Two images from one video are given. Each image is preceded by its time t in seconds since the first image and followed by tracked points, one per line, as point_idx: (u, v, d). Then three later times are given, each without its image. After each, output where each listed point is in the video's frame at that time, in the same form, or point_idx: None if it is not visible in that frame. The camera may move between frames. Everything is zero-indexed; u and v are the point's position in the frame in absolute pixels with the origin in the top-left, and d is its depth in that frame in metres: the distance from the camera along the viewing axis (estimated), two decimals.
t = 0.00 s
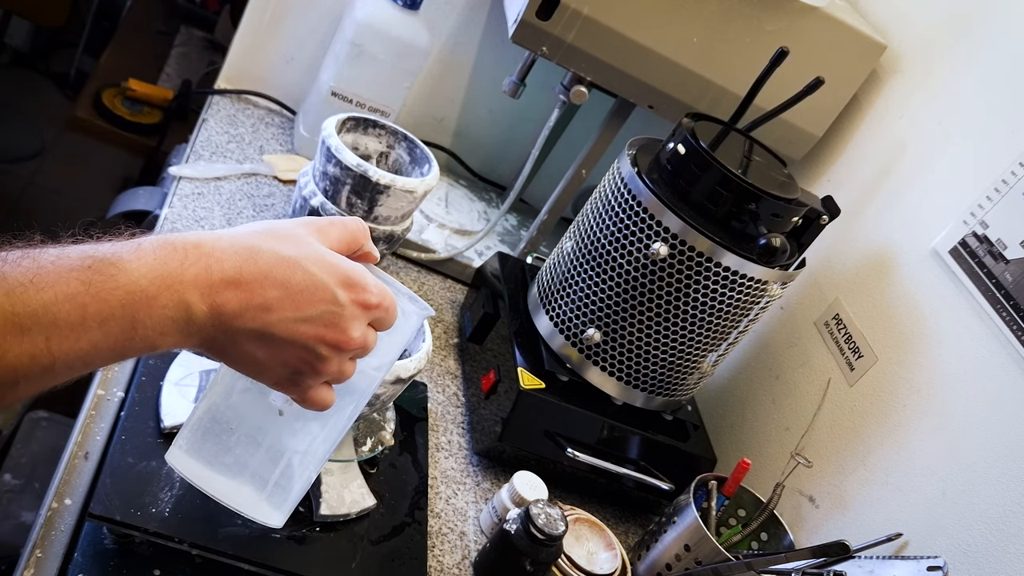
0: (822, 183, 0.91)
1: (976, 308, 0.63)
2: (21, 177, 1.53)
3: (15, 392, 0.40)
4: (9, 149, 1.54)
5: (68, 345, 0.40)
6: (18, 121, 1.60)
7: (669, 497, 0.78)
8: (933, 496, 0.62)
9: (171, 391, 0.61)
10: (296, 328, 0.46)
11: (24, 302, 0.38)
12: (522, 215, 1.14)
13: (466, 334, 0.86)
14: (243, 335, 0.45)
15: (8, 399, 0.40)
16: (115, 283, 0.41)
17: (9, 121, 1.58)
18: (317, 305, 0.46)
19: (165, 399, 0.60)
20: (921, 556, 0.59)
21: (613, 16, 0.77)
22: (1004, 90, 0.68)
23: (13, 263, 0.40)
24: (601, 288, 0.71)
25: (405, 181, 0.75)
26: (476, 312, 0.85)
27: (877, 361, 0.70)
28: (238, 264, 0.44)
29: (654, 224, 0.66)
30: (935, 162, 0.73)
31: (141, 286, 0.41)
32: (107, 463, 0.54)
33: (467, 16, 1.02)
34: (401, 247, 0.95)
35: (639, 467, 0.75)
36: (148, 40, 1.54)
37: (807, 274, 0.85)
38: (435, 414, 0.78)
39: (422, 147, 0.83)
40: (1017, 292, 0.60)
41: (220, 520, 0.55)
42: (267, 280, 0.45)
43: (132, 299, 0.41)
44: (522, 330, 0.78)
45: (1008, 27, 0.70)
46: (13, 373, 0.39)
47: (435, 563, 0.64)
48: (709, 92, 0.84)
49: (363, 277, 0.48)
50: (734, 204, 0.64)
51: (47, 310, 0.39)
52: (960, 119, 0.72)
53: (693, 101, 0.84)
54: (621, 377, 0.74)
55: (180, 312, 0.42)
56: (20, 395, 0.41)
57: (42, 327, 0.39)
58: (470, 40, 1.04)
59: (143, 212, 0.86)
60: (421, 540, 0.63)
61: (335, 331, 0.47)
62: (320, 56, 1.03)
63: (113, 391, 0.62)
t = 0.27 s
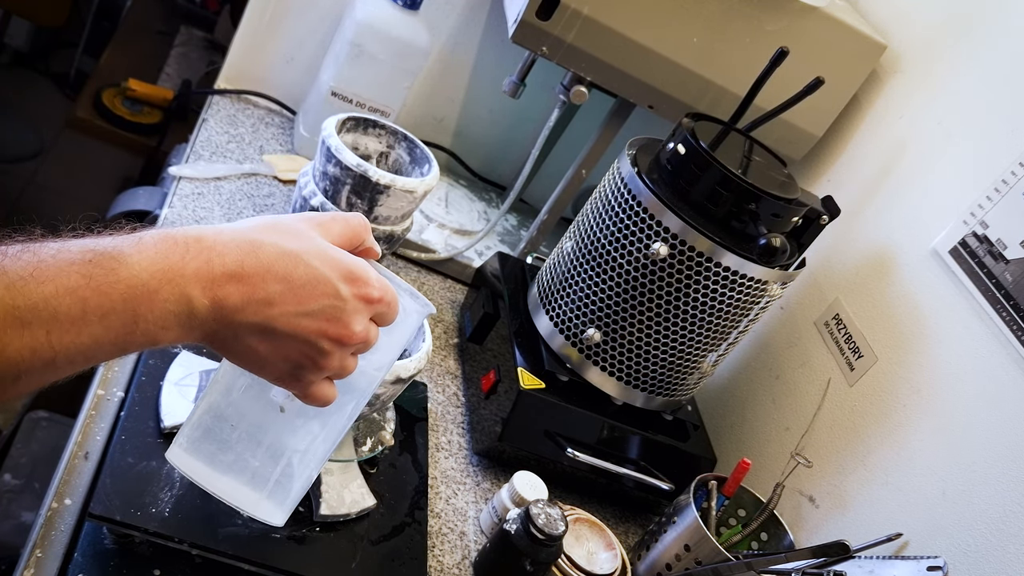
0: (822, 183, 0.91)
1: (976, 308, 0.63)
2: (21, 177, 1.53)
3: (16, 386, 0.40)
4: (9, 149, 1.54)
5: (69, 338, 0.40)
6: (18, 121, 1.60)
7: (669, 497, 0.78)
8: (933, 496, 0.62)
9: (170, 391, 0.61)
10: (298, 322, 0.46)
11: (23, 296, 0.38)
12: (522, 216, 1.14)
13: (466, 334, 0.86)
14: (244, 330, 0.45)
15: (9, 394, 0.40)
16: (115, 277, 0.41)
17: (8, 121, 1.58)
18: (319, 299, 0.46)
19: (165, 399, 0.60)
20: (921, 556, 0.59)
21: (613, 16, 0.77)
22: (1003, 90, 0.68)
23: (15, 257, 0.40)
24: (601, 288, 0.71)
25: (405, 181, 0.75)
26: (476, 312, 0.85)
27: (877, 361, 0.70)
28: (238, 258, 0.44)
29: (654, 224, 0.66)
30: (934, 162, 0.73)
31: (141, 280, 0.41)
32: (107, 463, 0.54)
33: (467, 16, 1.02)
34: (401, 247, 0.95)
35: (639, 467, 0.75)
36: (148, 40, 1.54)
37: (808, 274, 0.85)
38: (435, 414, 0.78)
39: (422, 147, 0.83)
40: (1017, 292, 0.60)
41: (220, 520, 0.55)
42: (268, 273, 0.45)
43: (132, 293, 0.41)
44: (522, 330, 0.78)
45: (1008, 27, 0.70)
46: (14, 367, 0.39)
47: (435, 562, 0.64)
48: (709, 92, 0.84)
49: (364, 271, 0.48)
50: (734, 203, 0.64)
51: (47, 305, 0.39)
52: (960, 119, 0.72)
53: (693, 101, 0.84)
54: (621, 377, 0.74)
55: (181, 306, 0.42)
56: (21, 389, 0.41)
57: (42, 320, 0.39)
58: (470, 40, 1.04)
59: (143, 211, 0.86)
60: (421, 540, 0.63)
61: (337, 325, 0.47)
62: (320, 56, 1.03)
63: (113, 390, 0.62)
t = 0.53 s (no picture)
0: (822, 183, 0.91)
1: (976, 308, 0.63)
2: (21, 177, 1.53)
3: (17, 380, 0.40)
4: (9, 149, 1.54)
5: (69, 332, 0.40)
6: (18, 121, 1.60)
7: (669, 497, 0.78)
8: (933, 496, 0.62)
9: (170, 391, 0.61)
10: (299, 315, 0.46)
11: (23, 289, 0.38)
12: (522, 216, 1.14)
13: (466, 334, 0.86)
14: (245, 324, 0.45)
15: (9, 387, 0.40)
16: (116, 271, 0.41)
17: (9, 121, 1.58)
18: (320, 293, 0.46)
19: (164, 399, 0.60)
20: (921, 556, 0.59)
21: (613, 16, 0.77)
22: (1003, 90, 0.68)
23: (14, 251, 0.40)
24: (601, 288, 0.71)
25: (405, 181, 0.75)
26: (476, 311, 0.85)
27: (877, 361, 0.70)
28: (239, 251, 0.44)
29: (654, 224, 0.66)
30: (934, 162, 0.73)
31: (142, 274, 0.41)
32: (107, 463, 0.54)
33: (467, 16, 1.02)
34: (401, 247, 0.95)
35: (639, 467, 0.75)
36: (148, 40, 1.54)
37: (808, 274, 0.85)
38: (435, 414, 0.78)
39: (422, 147, 0.83)
40: (1017, 292, 0.60)
41: (220, 520, 0.55)
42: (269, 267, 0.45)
43: (133, 287, 0.41)
44: (522, 330, 0.78)
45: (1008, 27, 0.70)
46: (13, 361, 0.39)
47: (435, 563, 0.64)
48: (709, 92, 0.84)
49: (364, 265, 0.49)
50: (734, 203, 0.64)
51: (46, 299, 0.39)
52: (960, 119, 0.72)
53: (693, 101, 0.84)
54: (621, 377, 0.74)
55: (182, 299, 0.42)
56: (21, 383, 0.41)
57: (42, 314, 0.39)
58: (470, 40, 1.04)
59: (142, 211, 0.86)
60: (421, 540, 0.63)
61: (338, 319, 0.47)
62: (320, 56, 1.03)
63: (113, 390, 0.62)
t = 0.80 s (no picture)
0: (821, 183, 0.91)
1: (975, 308, 0.63)
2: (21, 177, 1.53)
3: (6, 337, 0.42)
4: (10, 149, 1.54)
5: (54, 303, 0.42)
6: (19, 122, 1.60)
7: (668, 496, 0.78)
8: (932, 496, 0.62)
9: (171, 390, 0.61)
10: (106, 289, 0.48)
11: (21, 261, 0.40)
12: (522, 216, 1.14)
13: (466, 334, 0.86)
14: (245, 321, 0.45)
15: None
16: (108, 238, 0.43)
17: (9, 122, 1.58)
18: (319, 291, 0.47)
19: (165, 398, 0.60)
20: (920, 555, 0.59)
21: (613, 16, 0.77)
22: (1002, 91, 0.68)
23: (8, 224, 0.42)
24: (601, 288, 0.72)
25: (405, 181, 0.75)
26: (476, 311, 0.85)
27: (877, 361, 0.70)
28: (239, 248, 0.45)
29: (654, 224, 0.66)
30: (934, 162, 0.73)
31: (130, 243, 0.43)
32: (108, 462, 0.55)
33: (467, 16, 1.02)
34: (401, 247, 0.95)
35: (638, 467, 0.75)
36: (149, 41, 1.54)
37: (807, 274, 0.85)
38: (435, 414, 0.78)
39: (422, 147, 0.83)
40: (1017, 292, 0.60)
41: (221, 519, 0.55)
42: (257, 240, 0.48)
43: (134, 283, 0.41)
44: (522, 330, 0.78)
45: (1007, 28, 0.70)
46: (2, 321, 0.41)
47: (434, 562, 0.64)
48: (708, 92, 0.84)
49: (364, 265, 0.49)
50: (734, 203, 0.64)
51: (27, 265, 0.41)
52: (959, 120, 0.72)
53: (692, 101, 0.85)
54: (621, 377, 0.74)
55: None
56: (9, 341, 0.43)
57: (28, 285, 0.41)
58: (470, 41, 1.04)
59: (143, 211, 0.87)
60: (421, 540, 0.63)
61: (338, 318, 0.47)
62: (320, 56, 1.03)
63: (114, 390, 0.63)
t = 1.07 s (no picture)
0: (821, 183, 0.91)
1: (975, 308, 0.63)
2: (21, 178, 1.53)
3: None
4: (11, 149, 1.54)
5: None
6: (19, 122, 1.60)
7: (668, 496, 0.78)
8: (932, 495, 0.62)
9: (171, 390, 0.61)
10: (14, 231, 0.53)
11: None
12: (522, 216, 1.14)
13: (466, 334, 0.86)
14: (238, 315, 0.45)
15: None
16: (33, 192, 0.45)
17: (10, 121, 1.58)
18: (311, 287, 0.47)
19: (165, 398, 0.60)
20: (920, 555, 0.59)
21: (613, 16, 0.77)
22: (1001, 91, 0.68)
23: None
24: (601, 288, 0.72)
25: (405, 181, 0.75)
26: (476, 311, 0.85)
27: (877, 361, 0.70)
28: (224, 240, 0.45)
29: (654, 224, 0.66)
30: (934, 162, 0.73)
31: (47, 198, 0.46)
32: (108, 462, 0.55)
33: (467, 16, 1.02)
34: (402, 247, 0.95)
35: (638, 467, 0.75)
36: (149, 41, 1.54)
37: (807, 274, 0.85)
38: (435, 414, 0.78)
39: (422, 147, 0.83)
40: (1017, 292, 0.60)
41: (221, 519, 0.55)
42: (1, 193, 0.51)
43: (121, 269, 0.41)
44: (522, 330, 0.78)
45: (1007, 28, 0.70)
46: None
47: (434, 562, 0.64)
48: (708, 92, 0.84)
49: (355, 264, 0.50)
50: (734, 203, 0.64)
51: None
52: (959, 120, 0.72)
53: (692, 101, 0.85)
54: (621, 377, 0.74)
55: None
56: None
57: None
58: (470, 41, 1.04)
59: (143, 211, 0.87)
60: (421, 540, 0.63)
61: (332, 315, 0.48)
62: (320, 56, 1.03)
63: (114, 390, 0.63)
